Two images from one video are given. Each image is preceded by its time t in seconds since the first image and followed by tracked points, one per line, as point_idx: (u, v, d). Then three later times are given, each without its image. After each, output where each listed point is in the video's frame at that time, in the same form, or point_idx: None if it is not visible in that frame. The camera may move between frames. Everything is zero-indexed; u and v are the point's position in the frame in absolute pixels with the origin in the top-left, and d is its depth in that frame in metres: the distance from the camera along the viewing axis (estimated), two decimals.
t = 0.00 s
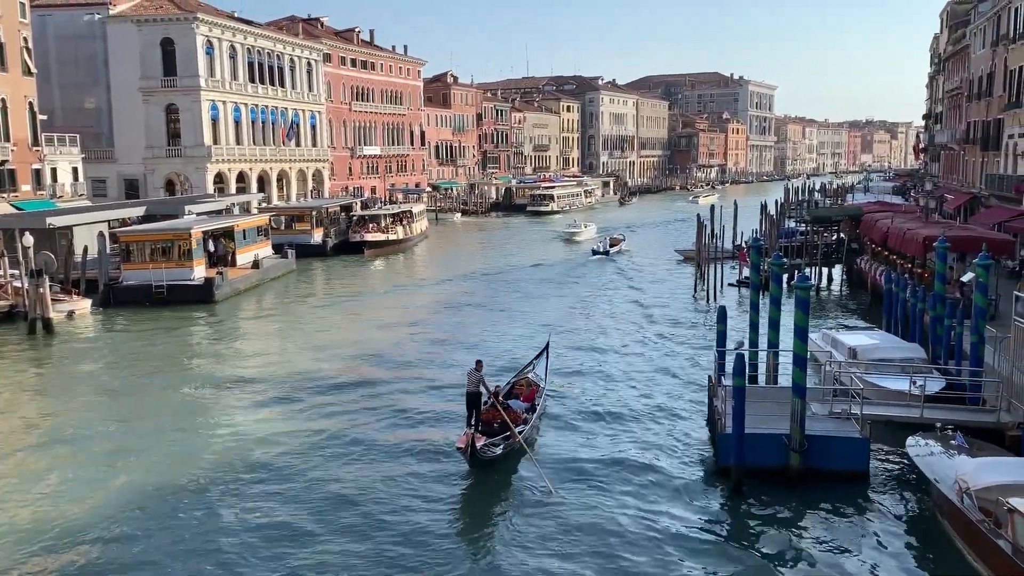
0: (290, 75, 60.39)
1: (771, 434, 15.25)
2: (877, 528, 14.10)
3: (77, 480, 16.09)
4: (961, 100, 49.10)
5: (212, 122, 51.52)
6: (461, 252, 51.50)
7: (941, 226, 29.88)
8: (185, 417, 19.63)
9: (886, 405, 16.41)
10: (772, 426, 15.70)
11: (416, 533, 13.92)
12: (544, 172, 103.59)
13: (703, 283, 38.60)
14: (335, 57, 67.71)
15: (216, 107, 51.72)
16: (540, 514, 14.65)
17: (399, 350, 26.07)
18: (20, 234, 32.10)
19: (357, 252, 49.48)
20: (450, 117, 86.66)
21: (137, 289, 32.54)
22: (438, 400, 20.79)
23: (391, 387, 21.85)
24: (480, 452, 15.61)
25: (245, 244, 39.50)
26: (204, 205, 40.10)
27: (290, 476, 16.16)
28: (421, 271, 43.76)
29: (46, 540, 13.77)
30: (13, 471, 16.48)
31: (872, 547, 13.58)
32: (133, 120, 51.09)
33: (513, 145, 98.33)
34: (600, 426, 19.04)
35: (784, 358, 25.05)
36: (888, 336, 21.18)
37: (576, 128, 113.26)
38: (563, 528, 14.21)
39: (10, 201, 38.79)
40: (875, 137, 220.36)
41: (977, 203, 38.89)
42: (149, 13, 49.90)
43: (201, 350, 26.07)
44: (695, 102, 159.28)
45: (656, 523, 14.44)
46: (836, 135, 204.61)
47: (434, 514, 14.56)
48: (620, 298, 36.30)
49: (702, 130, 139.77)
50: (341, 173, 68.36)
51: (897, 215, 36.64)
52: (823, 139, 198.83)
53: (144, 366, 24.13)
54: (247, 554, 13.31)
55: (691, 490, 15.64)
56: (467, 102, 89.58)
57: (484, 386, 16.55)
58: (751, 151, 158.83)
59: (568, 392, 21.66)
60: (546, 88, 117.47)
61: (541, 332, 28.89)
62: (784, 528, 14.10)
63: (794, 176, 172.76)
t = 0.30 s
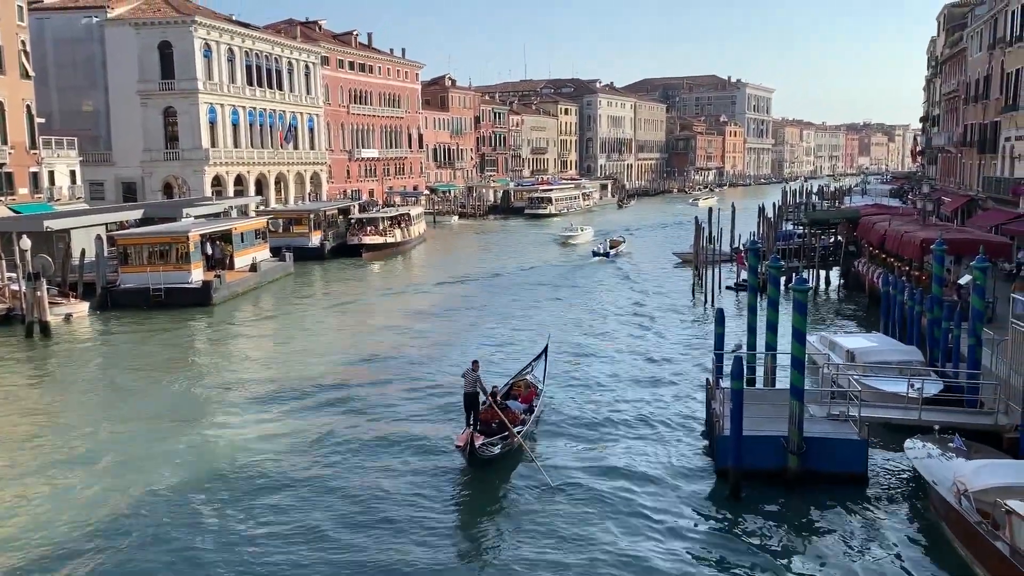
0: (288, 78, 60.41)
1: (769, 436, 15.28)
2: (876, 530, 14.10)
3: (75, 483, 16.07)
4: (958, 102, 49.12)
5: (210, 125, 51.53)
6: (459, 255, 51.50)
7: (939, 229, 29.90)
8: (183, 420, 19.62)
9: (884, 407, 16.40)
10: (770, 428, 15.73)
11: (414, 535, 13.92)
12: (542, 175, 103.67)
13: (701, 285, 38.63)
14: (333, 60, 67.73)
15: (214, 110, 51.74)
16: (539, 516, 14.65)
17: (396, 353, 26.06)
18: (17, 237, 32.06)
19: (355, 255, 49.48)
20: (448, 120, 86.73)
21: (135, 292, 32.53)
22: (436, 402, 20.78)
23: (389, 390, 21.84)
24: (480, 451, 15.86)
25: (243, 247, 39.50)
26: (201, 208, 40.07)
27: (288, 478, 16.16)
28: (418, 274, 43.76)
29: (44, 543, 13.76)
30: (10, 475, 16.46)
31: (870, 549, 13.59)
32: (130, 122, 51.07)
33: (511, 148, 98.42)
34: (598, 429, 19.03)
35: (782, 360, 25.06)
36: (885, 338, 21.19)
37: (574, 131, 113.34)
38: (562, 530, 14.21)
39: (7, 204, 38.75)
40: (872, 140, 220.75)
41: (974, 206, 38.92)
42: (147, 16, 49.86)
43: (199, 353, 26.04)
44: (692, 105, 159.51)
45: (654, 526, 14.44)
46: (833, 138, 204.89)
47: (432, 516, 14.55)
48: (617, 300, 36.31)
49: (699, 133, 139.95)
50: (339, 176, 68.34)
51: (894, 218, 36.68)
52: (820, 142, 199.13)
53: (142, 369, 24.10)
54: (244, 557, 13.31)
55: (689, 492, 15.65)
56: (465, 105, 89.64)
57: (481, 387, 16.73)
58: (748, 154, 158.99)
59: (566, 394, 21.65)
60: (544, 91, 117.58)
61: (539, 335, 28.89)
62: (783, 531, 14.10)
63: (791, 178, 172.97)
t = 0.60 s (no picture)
0: (285, 81, 60.37)
1: (767, 439, 15.28)
2: (874, 532, 14.11)
3: (74, 486, 16.04)
4: (955, 105, 49.23)
5: (208, 128, 51.52)
6: (457, 258, 51.50)
7: (936, 232, 29.97)
8: (182, 423, 19.57)
9: (882, 410, 16.40)
10: (767, 430, 15.74)
11: (414, 538, 13.89)
12: (540, 178, 103.72)
13: (700, 288, 38.64)
14: (331, 63, 67.74)
15: (212, 113, 51.76)
16: (537, 519, 14.64)
17: (394, 356, 26.02)
18: (15, 239, 31.96)
19: (353, 258, 49.50)
20: (446, 123, 86.77)
21: (132, 295, 32.47)
22: (434, 405, 20.77)
23: (387, 393, 21.81)
24: (479, 452, 15.94)
25: (241, 250, 39.45)
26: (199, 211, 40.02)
27: (287, 481, 16.15)
28: (417, 277, 43.72)
29: (41, 545, 13.71)
30: (8, 478, 16.41)
31: (870, 550, 13.59)
32: (128, 125, 51.07)
33: (509, 151, 98.45)
34: (597, 431, 19.00)
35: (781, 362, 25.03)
36: (883, 340, 21.18)
37: (572, 134, 113.42)
38: (561, 532, 14.19)
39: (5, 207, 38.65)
40: (870, 143, 221.08)
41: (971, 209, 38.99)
42: (145, 19, 49.84)
43: (196, 356, 25.99)
44: (690, 108, 159.69)
45: (653, 529, 14.40)
46: (831, 141, 205.11)
47: (430, 519, 14.55)
48: (615, 303, 36.31)
49: (697, 136, 140.09)
50: (337, 179, 68.34)
51: (892, 220, 36.70)
52: (818, 145, 199.33)
53: (139, 372, 24.06)
54: (244, 559, 13.29)
55: (688, 494, 15.63)
56: (463, 108, 89.68)
57: (478, 390, 16.77)
58: (746, 157, 159.18)
59: (565, 397, 21.63)
60: (542, 94, 117.67)
61: (537, 338, 28.87)
62: (782, 532, 14.08)
63: (789, 181, 173.13)
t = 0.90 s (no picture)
0: (284, 84, 60.37)
1: (765, 441, 15.30)
2: (873, 533, 14.12)
3: (73, 488, 16.04)
4: (953, 108, 49.30)
5: (206, 131, 51.54)
6: (456, 260, 51.51)
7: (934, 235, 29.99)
8: (181, 425, 19.57)
9: (880, 412, 16.42)
10: (766, 432, 15.75)
11: (413, 540, 13.89)
12: (538, 180, 103.77)
13: (698, 290, 38.66)
14: (329, 65, 67.75)
15: (210, 116, 51.77)
16: (536, 521, 14.65)
17: (393, 358, 26.01)
18: (13, 242, 31.93)
19: (351, 260, 49.54)
20: (445, 125, 86.81)
21: (130, 297, 32.44)
22: (432, 407, 20.78)
23: (386, 395, 21.81)
24: (476, 453, 15.98)
25: (239, 253, 39.44)
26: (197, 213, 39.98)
27: (286, 483, 16.14)
28: (415, 279, 43.71)
29: (41, 547, 13.72)
30: (6, 480, 16.40)
31: (868, 552, 13.60)
32: (127, 128, 51.10)
33: (508, 153, 98.48)
34: (596, 434, 19.01)
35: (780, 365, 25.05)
36: (882, 342, 21.21)
37: (570, 137, 113.52)
38: (560, 535, 14.19)
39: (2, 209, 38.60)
40: (868, 146, 221.40)
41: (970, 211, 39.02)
42: (144, 21, 49.85)
43: (195, 358, 25.98)
44: (688, 111, 159.76)
45: (652, 531, 14.40)
46: (829, 143, 205.28)
47: (429, 521, 14.55)
48: (614, 306, 36.33)
49: (695, 138, 140.18)
50: (335, 181, 68.35)
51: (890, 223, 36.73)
52: (816, 148, 199.60)
53: (137, 374, 24.05)
54: (243, 561, 13.29)
55: (687, 496, 15.63)
56: (461, 110, 89.73)
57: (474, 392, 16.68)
58: (744, 159, 159.39)
59: (564, 399, 21.64)
60: (540, 96, 117.77)
61: (536, 340, 28.87)
62: (780, 534, 14.10)
63: (787, 183, 173.27)
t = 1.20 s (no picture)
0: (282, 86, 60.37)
1: (764, 444, 15.28)
2: (872, 537, 14.11)
3: (70, 490, 16.00)
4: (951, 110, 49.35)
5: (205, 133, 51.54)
6: (455, 263, 51.51)
7: (932, 237, 30.03)
8: (178, 427, 19.54)
9: (878, 415, 16.41)
10: (765, 435, 15.73)
11: (411, 543, 13.86)
12: (537, 182, 103.85)
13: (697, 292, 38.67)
14: (327, 67, 67.75)
15: (209, 118, 51.78)
16: (535, 523, 14.63)
17: (391, 360, 25.99)
18: (11, 244, 31.91)
19: (350, 263, 49.54)
20: (443, 128, 86.84)
21: (129, 299, 32.42)
22: (431, 409, 20.75)
23: (384, 397, 21.78)
24: (474, 453, 15.99)
25: (238, 255, 39.42)
26: (195, 216, 39.94)
27: (284, 485, 16.12)
28: (414, 281, 43.69)
29: (38, 549, 13.69)
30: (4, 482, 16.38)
31: (867, 555, 13.59)
32: (125, 130, 51.11)
33: (506, 156, 98.54)
34: (595, 437, 18.99)
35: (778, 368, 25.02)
36: (880, 344, 21.20)
37: (569, 139, 113.62)
38: (559, 537, 14.16)
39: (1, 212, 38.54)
40: (866, 148, 221.68)
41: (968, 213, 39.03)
42: (142, 24, 49.86)
43: (193, 360, 25.96)
44: (687, 113, 159.88)
45: (651, 533, 14.38)
46: (827, 146, 205.48)
47: (427, 524, 14.51)
48: (612, 308, 36.34)
49: (694, 141, 140.28)
50: (334, 183, 68.36)
51: (889, 225, 36.74)
52: (814, 150, 199.85)
53: (136, 377, 24.01)
54: (240, 563, 13.27)
55: (686, 499, 15.59)
56: (460, 112, 89.79)
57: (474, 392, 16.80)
58: (743, 162, 159.57)
59: (563, 402, 21.62)
60: (538, 98, 117.89)
61: (534, 343, 28.85)
62: (779, 537, 14.09)
63: (786, 185, 173.39)
